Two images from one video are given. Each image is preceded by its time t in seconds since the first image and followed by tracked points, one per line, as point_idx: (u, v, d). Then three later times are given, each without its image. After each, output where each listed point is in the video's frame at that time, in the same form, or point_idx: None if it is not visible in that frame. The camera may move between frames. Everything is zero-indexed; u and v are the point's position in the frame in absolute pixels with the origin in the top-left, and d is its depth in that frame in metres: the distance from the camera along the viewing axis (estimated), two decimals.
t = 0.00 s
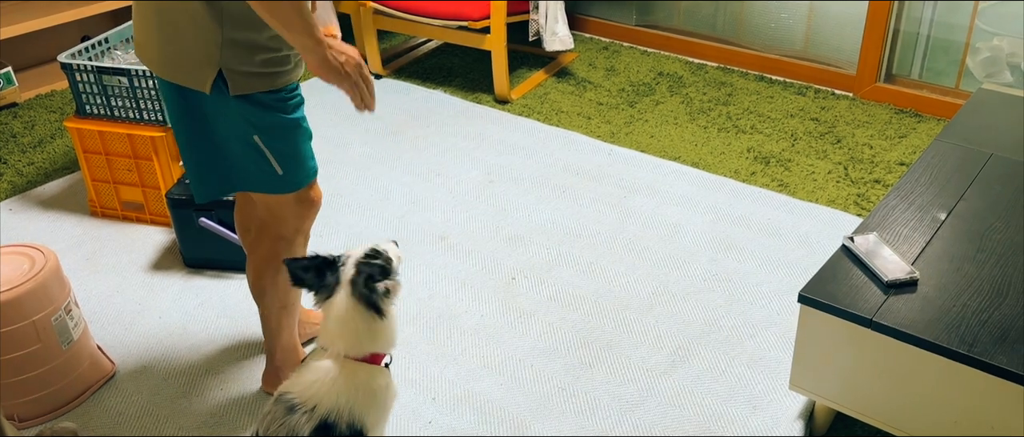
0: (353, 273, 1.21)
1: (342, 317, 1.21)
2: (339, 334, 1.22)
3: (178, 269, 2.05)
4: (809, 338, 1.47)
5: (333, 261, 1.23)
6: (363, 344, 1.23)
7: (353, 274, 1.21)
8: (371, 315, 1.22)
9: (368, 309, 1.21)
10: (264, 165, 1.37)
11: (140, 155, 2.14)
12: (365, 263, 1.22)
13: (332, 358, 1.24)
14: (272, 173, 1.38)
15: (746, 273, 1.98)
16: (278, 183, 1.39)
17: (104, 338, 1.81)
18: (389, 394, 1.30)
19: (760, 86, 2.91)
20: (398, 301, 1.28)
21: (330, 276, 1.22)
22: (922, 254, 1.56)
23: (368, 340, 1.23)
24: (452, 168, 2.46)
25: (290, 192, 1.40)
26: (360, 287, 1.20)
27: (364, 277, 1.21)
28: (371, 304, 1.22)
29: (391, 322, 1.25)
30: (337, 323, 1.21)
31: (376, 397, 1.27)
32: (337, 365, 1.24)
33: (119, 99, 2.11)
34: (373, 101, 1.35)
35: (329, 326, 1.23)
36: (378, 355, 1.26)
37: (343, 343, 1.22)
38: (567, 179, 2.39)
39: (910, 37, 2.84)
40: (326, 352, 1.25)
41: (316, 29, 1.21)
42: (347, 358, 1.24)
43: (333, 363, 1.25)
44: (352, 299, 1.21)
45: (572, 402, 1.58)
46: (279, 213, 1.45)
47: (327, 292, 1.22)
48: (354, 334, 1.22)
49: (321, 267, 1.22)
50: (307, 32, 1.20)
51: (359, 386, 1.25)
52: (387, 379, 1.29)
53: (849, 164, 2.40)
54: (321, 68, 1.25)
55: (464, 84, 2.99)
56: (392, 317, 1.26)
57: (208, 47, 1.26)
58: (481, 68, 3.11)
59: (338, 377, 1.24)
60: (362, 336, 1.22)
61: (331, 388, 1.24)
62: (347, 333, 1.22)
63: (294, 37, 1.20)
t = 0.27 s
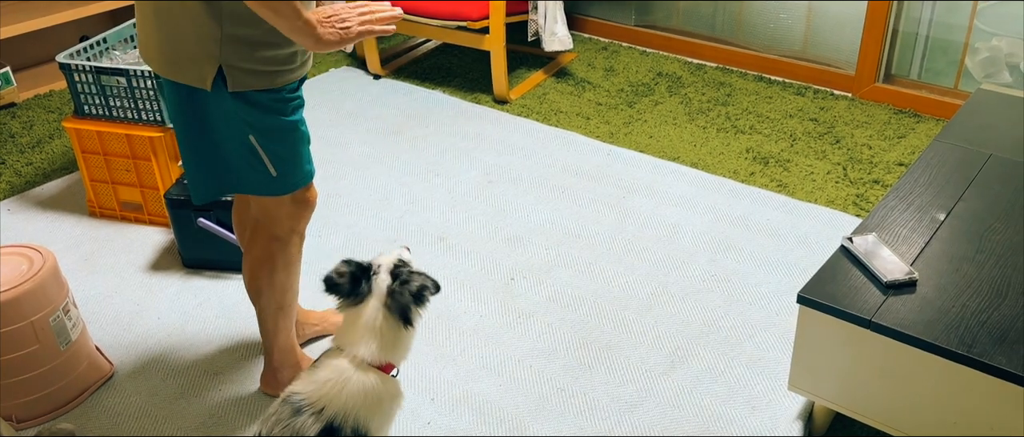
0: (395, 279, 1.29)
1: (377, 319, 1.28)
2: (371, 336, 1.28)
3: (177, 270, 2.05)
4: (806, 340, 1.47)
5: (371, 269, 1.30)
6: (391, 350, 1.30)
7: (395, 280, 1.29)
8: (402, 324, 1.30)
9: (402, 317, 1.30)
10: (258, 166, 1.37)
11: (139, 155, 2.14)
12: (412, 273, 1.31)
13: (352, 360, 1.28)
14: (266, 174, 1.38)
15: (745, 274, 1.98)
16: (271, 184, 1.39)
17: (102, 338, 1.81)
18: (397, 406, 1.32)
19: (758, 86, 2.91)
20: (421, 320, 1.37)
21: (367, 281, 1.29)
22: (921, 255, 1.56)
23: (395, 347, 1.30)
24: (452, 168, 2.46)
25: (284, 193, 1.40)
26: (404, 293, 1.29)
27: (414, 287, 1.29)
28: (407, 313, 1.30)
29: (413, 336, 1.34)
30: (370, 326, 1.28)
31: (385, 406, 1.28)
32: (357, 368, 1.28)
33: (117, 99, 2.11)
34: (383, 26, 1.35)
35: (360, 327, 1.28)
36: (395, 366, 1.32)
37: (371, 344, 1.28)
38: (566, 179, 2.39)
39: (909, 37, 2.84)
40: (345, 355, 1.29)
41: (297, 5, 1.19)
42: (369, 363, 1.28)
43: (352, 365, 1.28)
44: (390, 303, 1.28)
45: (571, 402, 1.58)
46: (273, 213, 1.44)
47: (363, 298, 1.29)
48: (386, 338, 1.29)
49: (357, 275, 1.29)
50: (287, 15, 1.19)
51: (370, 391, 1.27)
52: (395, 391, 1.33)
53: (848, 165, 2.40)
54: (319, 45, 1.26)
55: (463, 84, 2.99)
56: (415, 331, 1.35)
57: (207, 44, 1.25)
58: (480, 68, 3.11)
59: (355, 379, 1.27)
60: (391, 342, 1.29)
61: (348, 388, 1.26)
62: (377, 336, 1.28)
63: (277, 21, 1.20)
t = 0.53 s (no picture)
0: (394, 289, 1.27)
1: (378, 333, 1.27)
2: (373, 351, 1.28)
3: (176, 270, 2.05)
4: (805, 340, 1.47)
5: (366, 282, 1.27)
6: (393, 359, 1.30)
7: (394, 290, 1.28)
8: (404, 333, 1.30)
9: (404, 326, 1.29)
10: (257, 167, 1.37)
11: (138, 155, 2.13)
12: (409, 276, 1.29)
13: (354, 374, 1.28)
14: (265, 176, 1.38)
15: (744, 274, 1.98)
16: (269, 185, 1.39)
17: (101, 339, 1.81)
18: (398, 413, 1.33)
19: (758, 86, 2.91)
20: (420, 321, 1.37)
21: (365, 296, 1.27)
22: (920, 255, 1.56)
23: (396, 356, 1.30)
24: (451, 168, 2.46)
25: (282, 195, 1.40)
26: (406, 302, 1.28)
27: (415, 293, 1.28)
28: (409, 321, 1.30)
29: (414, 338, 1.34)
30: (372, 340, 1.27)
31: (387, 416, 1.29)
32: (359, 382, 1.28)
33: (116, 99, 2.11)
34: (381, 33, 1.37)
35: (360, 342, 1.28)
36: (397, 373, 1.33)
37: (374, 358, 1.28)
38: (565, 179, 2.39)
39: (908, 37, 2.84)
40: (346, 369, 1.29)
41: (298, 10, 1.19)
42: (372, 375, 1.29)
43: (354, 379, 1.28)
44: (392, 314, 1.28)
45: (570, 402, 1.57)
46: (271, 214, 1.44)
47: (361, 312, 1.27)
48: (388, 350, 1.29)
49: (351, 293, 1.25)
50: (287, 20, 1.19)
51: (372, 402, 1.28)
52: (397, 397, 1.33)
53: (847, 165, 2.40)
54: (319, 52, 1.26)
55: (462, 84, 2.99)
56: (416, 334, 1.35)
57: (207, 45, 1.25)
58: (480, 68, 3.11)
59: (358, 392, 1.27)
60: (394, 352, 1.29)
61: (351, 401, 1.26)
62: (380, 349, 1.28)
63: (277, 26, 1.19)
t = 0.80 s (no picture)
0: (385, 290, 1.27)
1: (370, 335, 1.27)
2: (365, 352, 1.27)
3: (175, 270, 2.05)
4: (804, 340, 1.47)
5: (358, 283, 1.28)
6: (387, 361, 1.29)
7: (385, 292, 1.27)
8: (397, 334, 1.29)
9: (397, 328, 1.29)
10: (257, 169, 1.37)
11: (137, 155, 2.13)
12: (400, 278, 1.28)
13: (348, 376, 1.28)
14: (265, 178, 1.38)
15: (743, 274, 1.98)
16: (270, 187, 1.39)
17: (101, 338, 1.81)
18: (395, 414, 1.33)
19: (757, 86, 2.92)
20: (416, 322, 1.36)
21: (355, 296, 1.27)
22: (918, 255, 1.57)
23: (390, 358, 1.29)
24: (450, 169, 2.46)
25: (283, 197, 1.41)
26: (396, 303, 1.27)
27: (405, 294, 1.27)
28: (401, 323, 1.29)
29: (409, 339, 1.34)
30: (364, 341, 1.27)
31: (383, 418, 1.29)
32: (353, 384, 1.28)
33: (115, 99, 2.11)
34: (382, 33, 1.36)
35: (353, 344, 1.28)
36: (392, 374, 1.32)
37: (367, 359, 1.28)
38: (564, 179, 2.39)
39: (907, 37, 2.85)
40: (339, 372, 1.28)
41: (297, 9, 1.19)
42: (366, 377, 1.28)
43: (348, 381, 1.28)
44: (383, 316, 1.28)
45: (569, 403, 1.58)
46: (272, 215, 1.44)
47: (352, 314, 1.28)
48: (381, 352, 1.28)
49: (341, 293, 1.27)
50: (287, 18, 1.19)
51: (368, 403, 1.28)
52: (394, 399, 1.33)
53: (846, 165, 2.40)
54: (316, 51, 1.25)
55: (461, 84, 2.99)
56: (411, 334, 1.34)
57: (209, 44, 1.26)
58: (479, 68, 3.11)
59: (352, 395, 1.27)
60: (387, 353, 1.29)
61: (346, 403, 1.26)
62: (372, 351, 1.28)
63: (276, 25, 1.20)
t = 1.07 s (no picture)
0: (386, 289, 1.27)
1: (371, 334, 1.27)
2: (366, 351, 1.27)
3: (174, 270, 2.05)
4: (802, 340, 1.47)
5: (359, 282, 1.28)
6: (387, 360, 1.30)
7: (386, 291, 1.27)
8: (398, 333, 1.29)
9: (398, 327, 1.29)
10: (259, 171, 1.38)
11: (136, 155, 2.16)
12: (402, 277, 1.28)
13: (348, 375, 1.28)
14: (266, 181, 1.39)
15: (741, 274, 1.98)
16: (271, 191, 1.40)
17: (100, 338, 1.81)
18: (394, 412, 1.34)
19: (756, 86, 2.92)
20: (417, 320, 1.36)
21: (357, 295, 1.27)
22: (916, 254, 1.57)
23: (391, 357, 1.29)
24: (449, 168, 2.46)
25: (283, 200, 1.41)
26: (397, 303, 1.27)
27: (407, 294, 1.27)
28: (402, 322, 1.29)
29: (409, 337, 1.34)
30: (365, 340, 1.27)
31: (383, 417, 1.30)
32: (353, 383, 1.28)
33: (114, 99, 2.14)
34: (382, 31, 1.36)
35: (354, 343, 1.28)
36: (392, 372, 1.32)
37: (367, 359, 1.28)
38: (563, 179, 2.39)
39: (906, 37, 2.85)
40: (340, 370, 1.28)
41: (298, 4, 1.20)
42: (366, 376, 1.29)
43: (348, 379, 1.28)
44: (385, 315, 1.27)
45: (568, 402, 1.58)
46: (271, 216, 1.44)
47: (353, 313, 1.27)
48: (382, 351, 1.28)
49: (342, 293, 1.26)
50: (288, 14, 1.19)
51: (367, 402, 1.28)
52: (393, 397, 1.33)
53: (845, 164, 2.40)
54: (317, 46, 1.25)
55: (461, 84, 2.99)
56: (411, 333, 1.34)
57: (216, 42, 1.26)
58: (478, 68, 3.11)
59: (352, 393, 1.27)
60: (388, 352, 1.29)
61: (346, 402, 1.26)
62: (373, 350, 1.28)
63: (277, 21, 1.20)
